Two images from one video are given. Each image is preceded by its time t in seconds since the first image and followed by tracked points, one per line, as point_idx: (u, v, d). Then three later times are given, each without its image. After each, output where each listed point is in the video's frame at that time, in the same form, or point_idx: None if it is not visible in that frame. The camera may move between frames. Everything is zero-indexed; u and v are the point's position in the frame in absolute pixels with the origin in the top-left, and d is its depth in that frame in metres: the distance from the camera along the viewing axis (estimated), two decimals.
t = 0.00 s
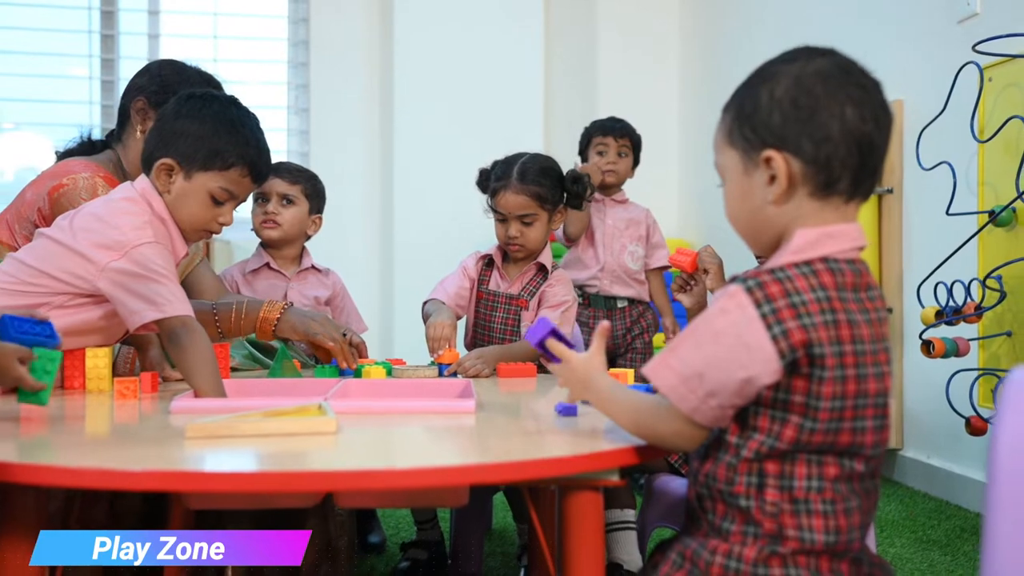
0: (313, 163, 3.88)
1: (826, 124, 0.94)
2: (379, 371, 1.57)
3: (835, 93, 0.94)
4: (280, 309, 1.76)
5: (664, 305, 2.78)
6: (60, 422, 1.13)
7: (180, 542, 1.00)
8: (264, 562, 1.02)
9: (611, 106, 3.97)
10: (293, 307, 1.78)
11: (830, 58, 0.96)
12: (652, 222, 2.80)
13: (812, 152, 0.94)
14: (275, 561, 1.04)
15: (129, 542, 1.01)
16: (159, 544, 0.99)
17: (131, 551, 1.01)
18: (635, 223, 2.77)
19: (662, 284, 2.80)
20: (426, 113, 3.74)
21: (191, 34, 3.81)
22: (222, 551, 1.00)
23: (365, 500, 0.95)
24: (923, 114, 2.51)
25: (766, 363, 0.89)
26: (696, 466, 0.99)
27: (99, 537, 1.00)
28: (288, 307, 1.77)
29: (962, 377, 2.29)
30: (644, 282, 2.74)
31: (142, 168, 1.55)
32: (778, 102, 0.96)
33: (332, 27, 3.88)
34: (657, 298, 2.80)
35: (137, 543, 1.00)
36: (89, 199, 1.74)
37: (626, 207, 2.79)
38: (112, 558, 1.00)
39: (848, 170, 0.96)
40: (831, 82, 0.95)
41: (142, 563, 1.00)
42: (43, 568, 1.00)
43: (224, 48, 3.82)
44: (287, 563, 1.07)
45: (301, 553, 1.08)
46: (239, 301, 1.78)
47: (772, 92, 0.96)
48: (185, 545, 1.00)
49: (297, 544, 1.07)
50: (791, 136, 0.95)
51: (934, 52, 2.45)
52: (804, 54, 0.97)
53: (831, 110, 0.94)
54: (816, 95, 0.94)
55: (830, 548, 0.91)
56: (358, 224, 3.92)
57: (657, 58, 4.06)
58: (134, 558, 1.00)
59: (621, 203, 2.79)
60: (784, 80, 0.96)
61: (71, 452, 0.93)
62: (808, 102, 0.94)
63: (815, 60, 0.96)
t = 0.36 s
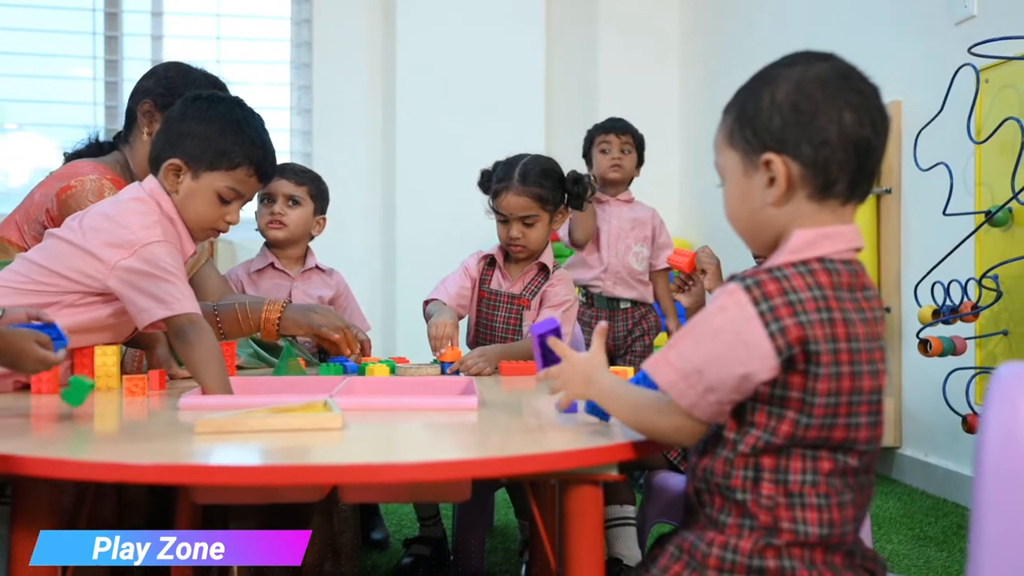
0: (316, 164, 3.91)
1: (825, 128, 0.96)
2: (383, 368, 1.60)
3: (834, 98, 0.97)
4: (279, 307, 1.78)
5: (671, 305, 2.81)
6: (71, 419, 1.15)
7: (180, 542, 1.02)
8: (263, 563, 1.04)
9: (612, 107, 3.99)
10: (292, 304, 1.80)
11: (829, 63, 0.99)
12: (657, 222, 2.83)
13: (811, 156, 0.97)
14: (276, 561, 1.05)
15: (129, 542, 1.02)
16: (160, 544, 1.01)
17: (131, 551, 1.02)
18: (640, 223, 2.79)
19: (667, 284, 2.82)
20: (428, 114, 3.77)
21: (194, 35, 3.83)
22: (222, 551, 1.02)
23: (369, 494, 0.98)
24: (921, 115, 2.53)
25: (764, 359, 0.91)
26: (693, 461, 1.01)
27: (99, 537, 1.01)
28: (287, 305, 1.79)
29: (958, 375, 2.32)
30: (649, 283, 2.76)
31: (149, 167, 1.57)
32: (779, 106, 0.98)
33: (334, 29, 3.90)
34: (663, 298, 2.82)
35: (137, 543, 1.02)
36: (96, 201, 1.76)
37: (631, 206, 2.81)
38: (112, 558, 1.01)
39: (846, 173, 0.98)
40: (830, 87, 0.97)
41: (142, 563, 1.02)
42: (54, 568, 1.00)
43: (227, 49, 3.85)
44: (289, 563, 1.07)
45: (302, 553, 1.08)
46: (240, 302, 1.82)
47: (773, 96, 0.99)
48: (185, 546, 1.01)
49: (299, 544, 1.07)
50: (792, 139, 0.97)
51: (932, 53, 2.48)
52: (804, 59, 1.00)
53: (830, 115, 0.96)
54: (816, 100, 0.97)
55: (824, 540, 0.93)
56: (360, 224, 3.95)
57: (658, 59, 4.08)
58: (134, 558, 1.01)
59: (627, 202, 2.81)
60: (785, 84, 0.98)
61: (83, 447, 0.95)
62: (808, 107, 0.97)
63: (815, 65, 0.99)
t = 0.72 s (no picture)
0: (319, 165, 3.93)
1: (821, 132, 0.98)
2: (385, 368, 1.62)
3: (830, 102, 0.98)
4: (276, 308, 1.82)
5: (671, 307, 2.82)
6: (80, 416, 1.18)
7: (180, 542, 1.04)
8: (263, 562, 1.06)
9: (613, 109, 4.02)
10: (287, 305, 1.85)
11: (826, 67, 1.00)
12: (662, 220, 2.83)
13: (807, 159, 0.99)
14: (275, 561, 1.06)
15: (128, 542, 1.04)
16: (159, 544, 1.03)
17: (130, 551, 1.03)
18: (644, 222, 2.81)
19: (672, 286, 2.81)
20: (431, 116, 3.79)
21: (198, 38, 3.85)
22: (222, 551, 1.04)
23: (371, 489, 1.01)
24: (920, 116, 2.55)
25: (761, 356, 0.93)
26: (692, 456, 1.04)
27: (99, 537, 1.03)
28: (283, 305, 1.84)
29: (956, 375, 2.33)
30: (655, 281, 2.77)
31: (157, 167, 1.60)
32: (776, 109, 1.00)
33: (337, 31, 3.93)
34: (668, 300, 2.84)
35: (137, 543, 1.04)
36: (101, 202, 1.78)
37: (636, 204, 2.82)
38: (112, 558, 1.02)
39: (841, 176, 1.00)
40: (826, 92, 0.99)
41: (141, 563, 1.03)
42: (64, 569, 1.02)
43: (231, 52, 3.88)
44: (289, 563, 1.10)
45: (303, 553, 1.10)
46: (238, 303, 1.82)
47: (771, 100, 1.01)
48: (185, 545, 1.03)
49: (300, 544, 1.09)
50: (788, 143, 0.99)
51: (931, 55, 2.49)
52: (802, 63, 1.01)
53: (826, 119, 0.98)
54: (812, 104, 0.98)
55: (818, 533, 0.94)
56: (363, 225, 3.97)
57: (659, 61, 4.10)
58: (134, 558, 1.03)
59: (631, 201, 2.83)
60: (782, 88, 1.00)
61: (94, 442, 0.98)
62: (804, 111, 0.98)
63: (812, 69, 1.00)
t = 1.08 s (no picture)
0: (322, 166, 3.96)
1: (816, 133, 1.00)
2: (388, 366, 1.64)
3: (825, 105, 1.00)
4: (277, 311, 1.83)
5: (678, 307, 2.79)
6: (87, 412, 1.19)
7: (180, 542, 1.04)
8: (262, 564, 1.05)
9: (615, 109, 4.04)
10: (288, 308, 1.85)
11: (823, 70, 1.02)
12: (670, 220, 2.84)
13: (802, 160, 1.01)
14: (275, 561, 1.05)
15: (128, 542, 1.04)
16: (160, 544, 1.04)
17: (130, 551, 1.03)
18: (650, 222, 2.82)
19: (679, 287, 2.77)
20: (433, 116, 3.81)
21: (201, 39, 3.88)
22: (222, 552, 1.04)
23: (372, 482, 1.04)
24: (921, 116, 2.56)
25: (757, 352, 0.95)
26: (690, 450, 1.05)
27: (100, 537, 1.03)
28: (284, 310, 1.84)
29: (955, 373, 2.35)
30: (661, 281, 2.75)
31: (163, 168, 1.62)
32: (773, 111, 1.01)
33: (340, 32, 3.95)
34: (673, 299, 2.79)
35: (137, 543, 1.04)
36: (105, 202, 1.81)
37: (643, 204, 2.84)
38: (112, 558, 1.02)
39: (835, 177, 1.02)
40: (822, 94, 1.01)
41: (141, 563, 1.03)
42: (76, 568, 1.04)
43: (235, 53, 3.90)
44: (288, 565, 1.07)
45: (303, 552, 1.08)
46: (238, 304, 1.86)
47: (767, 102, 1.02)
48: (185, 545, 1.04)
49: (299, 544, 1.07)
50: (784, 144, 1.01)
51: (930, 56, 2.51)
52: (798, 66, 1.03)
53: (821, 121, 1.00)
54: (807, 106, 1.00)
55: (812, 526, 0.96)
56: (366, 225, 3.99)
57: (661, 61, 4.12)
58: (134, 558, 1.03)
59: (638, 200, 2.85)
60: (779, 90, 1.02)
61: (101, 437, 1.00)
62: (800, 113, 1.00)
63: (809, 72, 1.02)
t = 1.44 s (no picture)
0: (327, 165, 3.99)
1: (813, 135, 1.01)
2: (392, 363, 1.67)
3: (822, 107, 1.02)
4: (285, 314, 1.86)
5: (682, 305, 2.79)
6: (96, 406, 1.22)
7: (180, 542, 1.07)
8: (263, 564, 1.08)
9: (619, 108, 4.06)
10: (297, 312, 1.88)
11: (820, 73, 1.03)
12: (676, 218, 2.85)
13: (799, 161, 1.02)
14: (276, 561, 1.08)
15: (128, 542, 1.06)
16: (160, 544, 1.06)
17: (130, 552, 1.06)
18: (657, 221, 2.83)
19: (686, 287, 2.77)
20: (438, 116, 3.83)
21: (207, 39, 3.91)
22: (222, 552, 1.07)
23: (376, 474, 1.06)
24: (920, 116, 2.58)
25: (751, 346, 0.97)
26: (686, 442, 1.08)
27: (99, 538, 1.06)
28: (292, 314, 1.87)
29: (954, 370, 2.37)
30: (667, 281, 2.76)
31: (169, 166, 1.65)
32: (771, 112, 1.03)
33: (344, 32, 3.98)
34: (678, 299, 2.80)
35: (136, 543, 1.06)
36: (113, 201, 1.84)
37: (649, 203, 2.85)
38: (112, 558, 1.05)
39: (831, 178, 1.03)
40: (819, 97, 1.02)
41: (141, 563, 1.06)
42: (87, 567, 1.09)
43: (241, 53, 3.93)
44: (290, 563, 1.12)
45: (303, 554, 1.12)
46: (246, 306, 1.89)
47: (766, 103, 1.03)
48: (185, 546, 1.06)
49: (300, 545, 1.11)
50: (781, 145, 1.02)
51: (930, 56, 2.53)
52: (797, 68, 1.04)
53: (818, 123, 1.01)
54: (805, 108, 1.02)
55: (806, 517, 0.98)
56: (370, 225, 4.02)
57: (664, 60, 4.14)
58: (134, 558, 1.05)
59: (645, 199, 2.86)
60: (777, 92, 1.03)
61: (111, 430, 1.02)
62: (798, 114, 1.02)
63: (807, 74, 1.03)
